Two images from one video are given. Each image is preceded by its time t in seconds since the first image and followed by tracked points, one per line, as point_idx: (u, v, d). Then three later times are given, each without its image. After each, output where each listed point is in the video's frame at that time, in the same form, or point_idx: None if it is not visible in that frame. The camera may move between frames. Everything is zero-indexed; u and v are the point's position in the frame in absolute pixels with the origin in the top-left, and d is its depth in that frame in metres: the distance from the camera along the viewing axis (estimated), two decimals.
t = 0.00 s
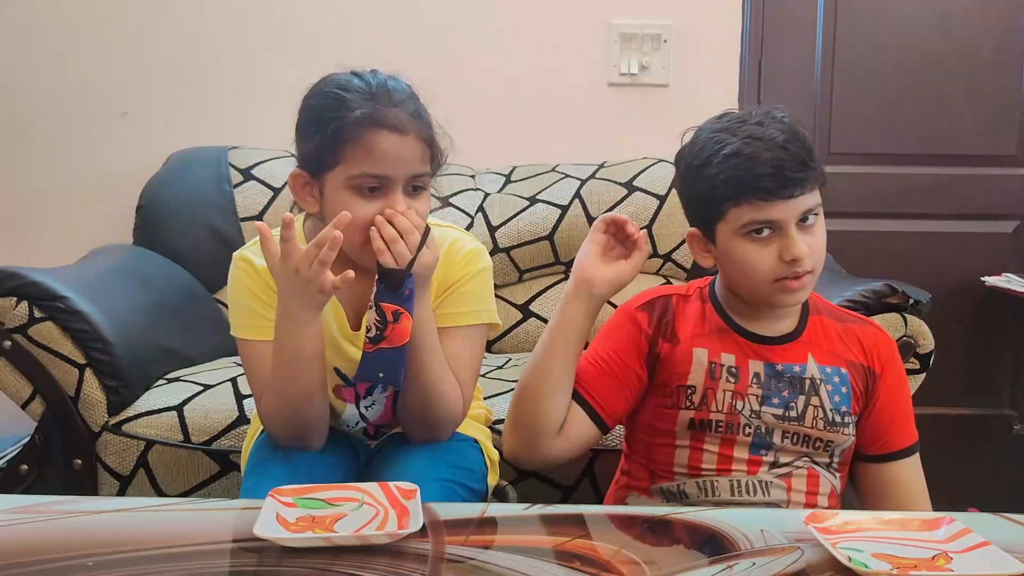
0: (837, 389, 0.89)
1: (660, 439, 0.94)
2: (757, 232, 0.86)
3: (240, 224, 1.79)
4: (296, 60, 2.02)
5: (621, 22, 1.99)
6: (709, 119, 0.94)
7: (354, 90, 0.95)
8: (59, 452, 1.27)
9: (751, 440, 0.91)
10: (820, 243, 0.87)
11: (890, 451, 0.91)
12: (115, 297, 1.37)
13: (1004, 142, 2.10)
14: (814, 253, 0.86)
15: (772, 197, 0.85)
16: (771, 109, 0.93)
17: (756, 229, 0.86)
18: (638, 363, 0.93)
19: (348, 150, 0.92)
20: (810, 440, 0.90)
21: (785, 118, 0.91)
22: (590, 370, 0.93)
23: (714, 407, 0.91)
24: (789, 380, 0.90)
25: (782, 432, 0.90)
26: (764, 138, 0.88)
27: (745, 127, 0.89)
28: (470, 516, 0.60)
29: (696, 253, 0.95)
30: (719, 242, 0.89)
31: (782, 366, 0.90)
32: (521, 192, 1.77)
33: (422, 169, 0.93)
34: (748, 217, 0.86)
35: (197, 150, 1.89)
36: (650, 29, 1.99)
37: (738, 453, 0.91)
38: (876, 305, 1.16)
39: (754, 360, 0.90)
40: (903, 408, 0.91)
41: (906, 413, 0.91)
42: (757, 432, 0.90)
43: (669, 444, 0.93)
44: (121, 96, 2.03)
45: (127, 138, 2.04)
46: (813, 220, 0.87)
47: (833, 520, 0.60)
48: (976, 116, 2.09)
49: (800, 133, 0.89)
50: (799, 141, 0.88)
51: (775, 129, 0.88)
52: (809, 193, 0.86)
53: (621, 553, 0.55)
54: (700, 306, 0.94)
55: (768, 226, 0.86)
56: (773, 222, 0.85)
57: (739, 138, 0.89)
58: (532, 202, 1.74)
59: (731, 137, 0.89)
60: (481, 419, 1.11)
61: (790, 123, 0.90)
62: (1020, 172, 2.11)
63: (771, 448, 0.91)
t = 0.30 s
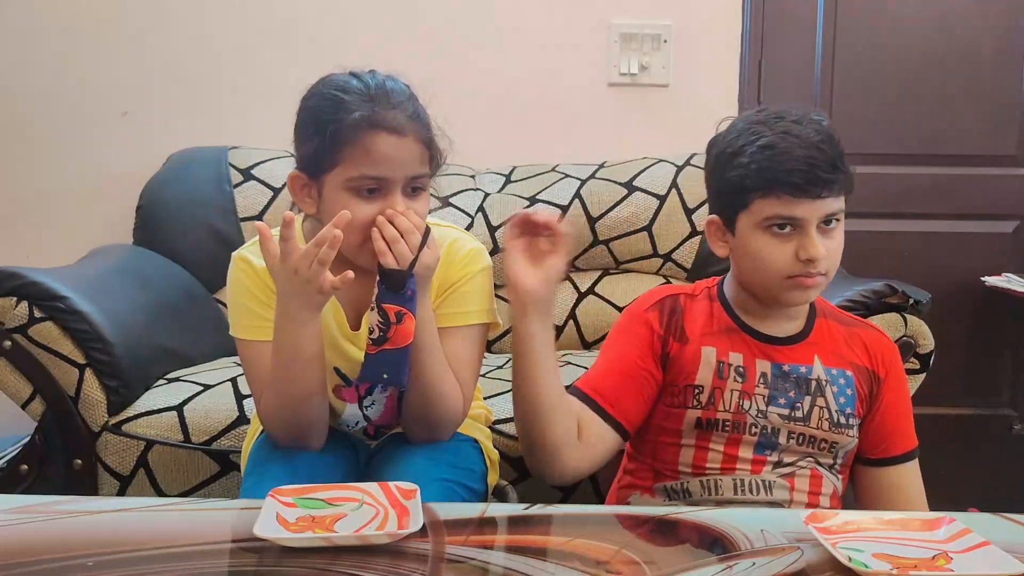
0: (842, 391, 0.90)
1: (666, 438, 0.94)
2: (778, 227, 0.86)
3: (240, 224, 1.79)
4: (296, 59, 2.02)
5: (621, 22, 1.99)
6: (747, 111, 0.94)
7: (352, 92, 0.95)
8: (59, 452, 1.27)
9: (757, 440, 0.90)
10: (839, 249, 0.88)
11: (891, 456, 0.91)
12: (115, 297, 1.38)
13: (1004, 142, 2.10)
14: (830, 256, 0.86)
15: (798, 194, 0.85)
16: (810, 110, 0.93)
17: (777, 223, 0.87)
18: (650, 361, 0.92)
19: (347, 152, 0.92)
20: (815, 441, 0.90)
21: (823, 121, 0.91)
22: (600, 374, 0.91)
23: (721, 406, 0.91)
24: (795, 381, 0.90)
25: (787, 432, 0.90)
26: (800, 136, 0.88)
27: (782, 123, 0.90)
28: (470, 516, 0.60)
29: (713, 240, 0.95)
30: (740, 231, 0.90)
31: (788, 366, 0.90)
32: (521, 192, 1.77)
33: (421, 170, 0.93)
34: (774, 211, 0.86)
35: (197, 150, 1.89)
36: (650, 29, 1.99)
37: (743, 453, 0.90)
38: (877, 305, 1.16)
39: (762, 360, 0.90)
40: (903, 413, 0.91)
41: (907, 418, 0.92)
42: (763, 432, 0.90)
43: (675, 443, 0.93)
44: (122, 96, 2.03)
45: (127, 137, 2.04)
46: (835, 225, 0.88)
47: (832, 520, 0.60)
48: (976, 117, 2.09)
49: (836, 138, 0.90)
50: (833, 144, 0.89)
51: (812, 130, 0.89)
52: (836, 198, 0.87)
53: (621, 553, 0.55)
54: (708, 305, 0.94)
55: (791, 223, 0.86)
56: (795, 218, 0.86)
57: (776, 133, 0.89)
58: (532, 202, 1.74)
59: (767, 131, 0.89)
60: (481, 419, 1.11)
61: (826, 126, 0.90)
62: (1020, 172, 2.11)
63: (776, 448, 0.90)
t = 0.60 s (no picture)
0: (833, 384, 0.90)
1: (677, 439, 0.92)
2: (771, 224, 0.87)
3: (240, 224, 1.79)
4: (297, 59, 2.02)
5: (621, 22, 1.99)
6: (749, 107, 0.95)
7: (352, 92, 0.95)
8: (59, 452, 1.27)
9: (761, 439, 0.89)
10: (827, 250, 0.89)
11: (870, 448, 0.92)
12: (115, 298, 1.38)
13: (1003, 142, 2.10)
14: (819, 256, 0.87)
15: (795, 193, 0.86)
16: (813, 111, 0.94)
17: (770, 220, 0.87)
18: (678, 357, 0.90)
19: (347, 152, 0.92)
20: (813, 435, 0.89)
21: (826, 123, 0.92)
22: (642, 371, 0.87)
23: (729, 407, 0.89)
24: (790, 378, 0.90)
25: (788, 429, 0.89)
26: (802, 135, 0.88)
27: (785, 121, 0.90)
28: (470, 516, 0.60)
29: (705, 231, 0.95)
30: (732, 225, 0.90)
31: (783, 364, 0.90)
32: (521, 192, 1.77)
33: (421, 170, 0.93)
34: (770, 208, 0.86)
35: (197, 150, 1.89)
36: (650, 29, 1.99)
37: (746, 452, 0.89)
38: (876, 306, 1.16)
39: (761, 358, 0.90)
40: (886, 409, 0.92)
41: (890, 413, 0.92)
42: (767, 432, 0.89)
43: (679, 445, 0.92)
44: (122, 96, 2.03)
45: (128, 137, 2.04)
46: (825, 226, 0.89)
47: (832, 520, 0.60)
48: (976, 116, 2.09)
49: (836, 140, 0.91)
50: (833, 145, 0.90)
51: (814, 130, 0.89)
52: (830, 200, 0.88)
53: (621, 552, 0.55)
54: (708, 305, 0.93)
55: (784, 221, 0.87)
56: (788, 217, 0.86)
57: (778, 130, 0.89)
58: (532, 202, 1.74)
59: (769, 128, 0.90)
60: (481, 419, 1.11)
61: (828, 128, 0.91)
62: (1020, 172, 2.11)
63: (777, 445, 0.89)
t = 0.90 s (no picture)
0: (826, 379, 0.91)
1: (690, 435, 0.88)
2: (765, 224, 0.88)
3: (240, 224, 1.79)
4: (297, 59, 2.02)
5: (621, 22, 1.99)
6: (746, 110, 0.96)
7: (354, 92, 0.95)
8: (59, 452, 1.27)
9: (763, 433, 0.87)
10: (820, 250, 0.91)
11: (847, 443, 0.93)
12: (115, 298, 1.37)
13: (1003, 141, 2.10)
14: (811, 256, 0.88)
15: (790, 194, 0.87)
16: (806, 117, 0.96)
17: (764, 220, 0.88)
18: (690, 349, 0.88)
19: (348, 153, 0.92)
20: (808, 429, 0.89)
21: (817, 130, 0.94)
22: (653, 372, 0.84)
23: (738, 401, 0.87)
24: (788, 372, 0.90)
25: (789, 423, 0.88)
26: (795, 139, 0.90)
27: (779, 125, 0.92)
28: (469, 516, 0.60)
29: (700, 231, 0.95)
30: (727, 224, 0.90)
31: (782, 358, 0.90)
32: (521, 192, 1.77)
33: (422, 171, 0.93)
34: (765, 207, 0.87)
35: (197, 151, 1.89)
36: (650, 29, 1.99)
37: (748, 444, 0.87)
38: (876, 305, 1.17)
39: (762, 352, 0.90)
40: (865, 408, 0.94)
41: (869, 412, 0.94)
42: (768, 427, 0.88)
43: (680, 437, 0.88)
44: (122, 96, 2.03)
45: (127, 138, 2.04)
46: (817, 226, 0.90)
47: (833, 520, 0.60)
48: (976, 116, 2.09)
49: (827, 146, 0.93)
50: (824, 150, 0.92)
51: (806, 135, 0.91)
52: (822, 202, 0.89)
53: (621, 553, 0.55)
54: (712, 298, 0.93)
55: (778, 220, 0.88)
56: (782, 216, 0.88)
57: (771, 135, 0.91)
58: (532, 202, 1.74)
59: (763, 132, 0.91)
60: (482, 419, 1.11)
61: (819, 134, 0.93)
62: (1020, 172, 2.10)
63: (777, 438, 0.88)
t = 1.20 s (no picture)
0: (835, 386, 0.89)
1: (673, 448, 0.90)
2: (726, 212, 0.89)
3: (240, 224, 1.79)
4: (296, 59, 2.02)
5: (622, 22, 1.99)
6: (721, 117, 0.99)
7: (355, 92, 0.95)
8: (59, 452, 1.27)
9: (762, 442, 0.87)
10: (796, 230, 0.88)
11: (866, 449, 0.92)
12: (115, 298, 1.38)
13: (1003, 141, 2.10)
14: (780, 236, 0.87)
15: (740, 176, 0.88)
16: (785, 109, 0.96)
17: (725, 208, 0.89)
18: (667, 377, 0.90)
19: (349, 153, 0.92)
20: (814, 437, 0.88)
21: (790, 117, 0.93)
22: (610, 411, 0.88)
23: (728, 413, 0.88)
24: (793, 379, 0.88)
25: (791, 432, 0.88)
26: (754, 126, 0.91)
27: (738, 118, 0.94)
28: (469, 516, 0.60)
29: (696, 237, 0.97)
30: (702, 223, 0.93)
31: (784, 365, 0.89)
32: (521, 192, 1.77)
33: (423, 170, 0.93)
34: (721, 195, 0.89)
35: (197, 151, 1.89)
36: (650, 29, 1.99)
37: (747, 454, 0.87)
38: (876, 306, 1.16)
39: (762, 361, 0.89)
40: (886, 409, 0.92)
41: (889, 414, 0.93)
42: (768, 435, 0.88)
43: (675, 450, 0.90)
44: (122, 96, 2.03)
45: (127, 138, 2.04)
46: (788, 206, 0.88)
47: (833, 520, 0.60)
48: (976, 116, 2.09)
49: (796, 130, 0.92)
50: (790, 133, 0.91)
51: (767, 121, 0.92)
52: (784, 179, 0.88)
53: (621, 553, 0.55)
54: (706, 309, 0.92)
55: (736, 205, 0.88)
56: (739, 200, 0.88)
57: (730, 127, 0.93)
58: (532, 202, 1.74)
59: (725, 126, 0.93)
60: (482, 419, 1.11)
61: (789, 120, 0.93)
62: (1020, 172, 2.11)
63: (779, 446, 0.88)
